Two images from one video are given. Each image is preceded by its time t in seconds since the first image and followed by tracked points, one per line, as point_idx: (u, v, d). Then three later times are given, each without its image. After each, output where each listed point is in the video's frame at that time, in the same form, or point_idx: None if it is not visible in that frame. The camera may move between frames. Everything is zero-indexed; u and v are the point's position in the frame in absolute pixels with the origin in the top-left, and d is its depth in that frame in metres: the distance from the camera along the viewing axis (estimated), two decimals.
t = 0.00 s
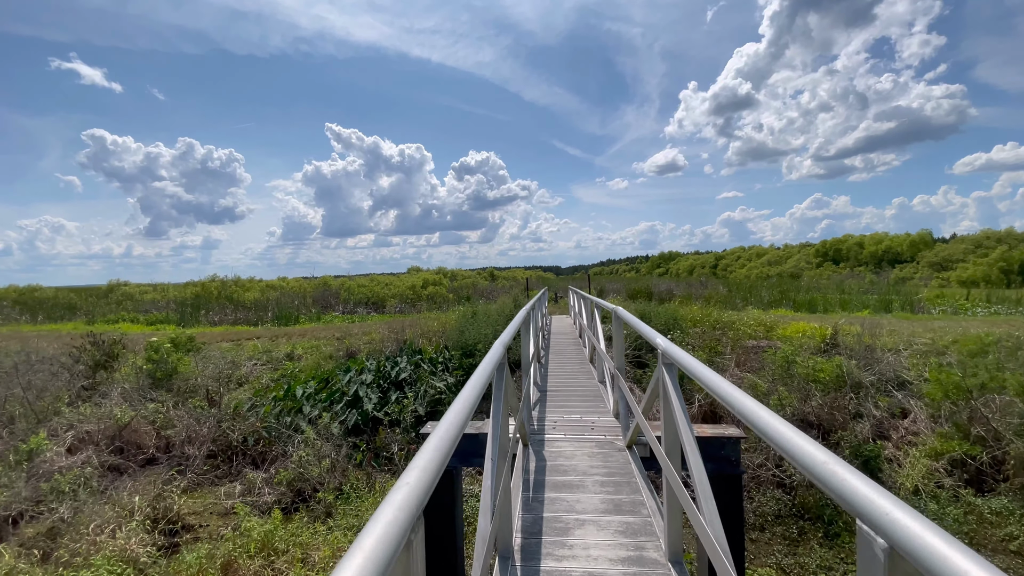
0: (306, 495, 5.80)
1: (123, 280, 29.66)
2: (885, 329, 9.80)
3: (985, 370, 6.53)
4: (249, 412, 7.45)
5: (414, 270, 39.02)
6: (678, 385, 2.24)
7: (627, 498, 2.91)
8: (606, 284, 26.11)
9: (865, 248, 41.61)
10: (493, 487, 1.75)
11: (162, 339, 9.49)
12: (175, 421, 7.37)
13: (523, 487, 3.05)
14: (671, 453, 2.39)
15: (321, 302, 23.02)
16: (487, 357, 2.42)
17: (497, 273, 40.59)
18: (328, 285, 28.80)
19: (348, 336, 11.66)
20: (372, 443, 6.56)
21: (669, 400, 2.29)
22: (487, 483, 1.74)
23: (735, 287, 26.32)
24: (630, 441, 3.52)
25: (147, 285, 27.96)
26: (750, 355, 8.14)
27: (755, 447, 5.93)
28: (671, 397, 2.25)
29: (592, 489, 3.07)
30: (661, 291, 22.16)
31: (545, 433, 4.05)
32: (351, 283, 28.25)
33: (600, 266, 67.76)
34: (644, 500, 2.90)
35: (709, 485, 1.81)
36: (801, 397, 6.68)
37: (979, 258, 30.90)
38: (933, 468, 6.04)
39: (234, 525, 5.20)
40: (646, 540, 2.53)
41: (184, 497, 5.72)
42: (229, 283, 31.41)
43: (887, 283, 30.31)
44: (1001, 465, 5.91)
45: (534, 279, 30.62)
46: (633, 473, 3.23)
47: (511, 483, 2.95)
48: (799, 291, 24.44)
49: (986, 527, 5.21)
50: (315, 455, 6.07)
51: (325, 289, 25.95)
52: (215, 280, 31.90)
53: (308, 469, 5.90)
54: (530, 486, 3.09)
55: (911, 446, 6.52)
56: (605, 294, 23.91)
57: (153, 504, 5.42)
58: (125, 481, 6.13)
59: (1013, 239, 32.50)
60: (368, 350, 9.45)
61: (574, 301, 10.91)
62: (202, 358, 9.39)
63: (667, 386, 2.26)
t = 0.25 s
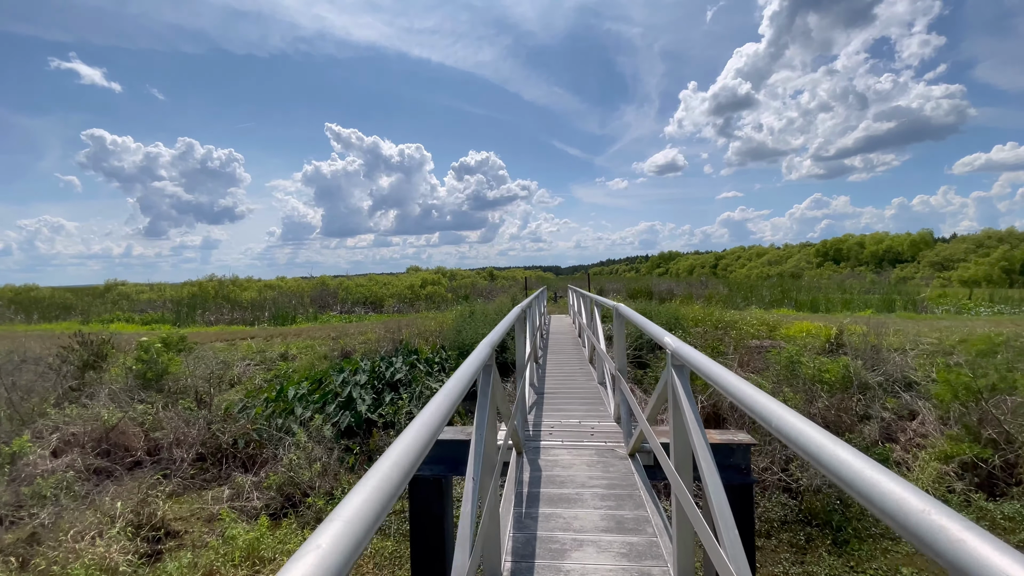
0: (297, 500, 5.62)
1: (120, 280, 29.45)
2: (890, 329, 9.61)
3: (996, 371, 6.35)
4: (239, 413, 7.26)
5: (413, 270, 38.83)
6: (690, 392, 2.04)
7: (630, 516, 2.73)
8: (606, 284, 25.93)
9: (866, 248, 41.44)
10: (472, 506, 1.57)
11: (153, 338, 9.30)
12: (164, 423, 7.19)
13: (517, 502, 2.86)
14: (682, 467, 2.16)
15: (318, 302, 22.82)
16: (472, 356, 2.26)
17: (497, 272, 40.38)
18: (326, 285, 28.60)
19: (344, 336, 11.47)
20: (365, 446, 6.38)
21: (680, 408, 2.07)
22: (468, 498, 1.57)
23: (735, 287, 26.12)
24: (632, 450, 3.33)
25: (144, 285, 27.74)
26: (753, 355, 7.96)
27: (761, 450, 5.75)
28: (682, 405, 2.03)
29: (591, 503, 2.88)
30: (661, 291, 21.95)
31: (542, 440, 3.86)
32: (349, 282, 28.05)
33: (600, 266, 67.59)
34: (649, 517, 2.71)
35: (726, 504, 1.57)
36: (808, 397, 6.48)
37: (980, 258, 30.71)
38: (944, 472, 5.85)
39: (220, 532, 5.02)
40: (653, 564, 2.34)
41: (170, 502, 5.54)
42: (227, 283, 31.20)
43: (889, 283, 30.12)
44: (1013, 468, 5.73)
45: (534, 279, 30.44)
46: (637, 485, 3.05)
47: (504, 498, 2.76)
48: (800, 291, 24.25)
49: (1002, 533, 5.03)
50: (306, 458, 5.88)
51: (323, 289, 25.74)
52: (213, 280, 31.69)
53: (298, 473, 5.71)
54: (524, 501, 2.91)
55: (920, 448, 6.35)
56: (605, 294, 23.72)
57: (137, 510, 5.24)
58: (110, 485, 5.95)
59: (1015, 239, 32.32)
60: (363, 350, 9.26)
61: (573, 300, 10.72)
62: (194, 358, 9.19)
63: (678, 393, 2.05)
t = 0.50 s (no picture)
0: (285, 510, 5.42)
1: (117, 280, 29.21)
2: (896, 331, 9.40)
3: (1007, 375, 6.14)
4: (228, 419, 7.06)
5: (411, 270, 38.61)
6: (704, 425, 1.76)
7: (631, 553, 2.51)
8: (606, 284, 25.72)
9: (866, 248, 41.24)
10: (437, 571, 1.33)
11: (142, 341, 9.10)
12: (152, 428, 7.00)
13: (506, 537, 2.65)
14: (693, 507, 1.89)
15: (315, 302, 22.60)
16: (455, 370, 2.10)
17: (496, 272, 40.16)
18: (324, 285, 28.37)
19: (339, 337, 11.26)
20: (357, 453, 6.18)
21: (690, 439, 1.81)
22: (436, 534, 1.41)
23: (736, 287, 25.91)
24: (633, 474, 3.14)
25: (140, 285, 27.51)
26: (756, 358, 7.76)
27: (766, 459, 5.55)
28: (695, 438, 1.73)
29: (590, 538, 2.67)
30: (661, 291, 21.73)
31: (537, 460, 3.66)
32: (347, 283, 27.83)
33: (600, 266, 67.39)
34: (653, 554, 2.50)
35: (747, 555, 1.25)
36: (815, 402, 6.16)
37: (982, 258, 30.51)
38: (954, 480, 5.63)
39: (203, 545, 4.82)
40: None
41: (154, 513, 5.35)
42: (224, 283, 30.98)
43: (890, 283, 29.91)
44: None
45: (533, 279, 30.23)
46: (639, 516, 2.83)
47: (493, 535, 2.54)
48: (801, 291, 24.03)
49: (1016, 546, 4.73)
50: (294, 466, 5.67)
51: (320, 289, 25.51)
52: (210, 280, 31.46)
53: (287, 482, 5.49)
54: (515, 534, 2.69)
55: (929, 456, 6.13)
56: (605, 294, 23.50)
57: (118, 521, 5.06)
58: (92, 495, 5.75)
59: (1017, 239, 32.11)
60: (357, 353, 9.06)
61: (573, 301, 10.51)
62: (184, 360, 8.99)
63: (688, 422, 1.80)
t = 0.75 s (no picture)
0: (276, 518, 5.24)
1: (114, 280, 29.02)
2: (902, 332, 9.22)
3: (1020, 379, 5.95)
4: (220, 423, 6.87)
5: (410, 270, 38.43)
6: (732, 461, 1.49)
7: None
8: (605, 284, 25.57)
9: (867, 248, 41.08)
10: None
11: (133, 343, 8.91)
12: (140, 433, 6.82)
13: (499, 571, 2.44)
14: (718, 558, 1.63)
15: (314, 303, 22.42)
16: (439, 389, 1.93)
17: (495, 272, 40.00)
18: (322, 285, 28.20)
19: (335, 339, 11.07)
20: (350, 460, 5.99)
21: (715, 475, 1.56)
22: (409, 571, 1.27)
23: (736, 287, 25.75)
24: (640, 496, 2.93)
25: (137, 285, 27.32)
26: (760, 361, 7.59)
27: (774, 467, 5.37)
28: (721, 478, 1.44)
29: (592, 572, 2.46)
30: (662, 291, 21.56)
31: (534, 479, 3.46)
32: (345, 283, 27.64)
33: (600, 266, 67.22)
34: None
35: None
36: (821, 407, 5.97)
37: (984, 258, 30.34)
38: (966, 488, 5.43)
39: (187, 558, 4.62)
40: None
41: (139, 522, 5.16)
42: (222, 284, 30.79)
43: (891, 283, 29.73)
44: None
45: (533, 279, 30.06)
46: (648, 551, 2.59)
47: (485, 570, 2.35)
48: (802, 292, 23.85)
49: None
50: (285, 472, 5.49)
51: (318, 289, 25.33)
52: (208, 280, 31.26)
53: (277, 490, 5.30)
54: (509, 569, 2.48)
55: (939, 462, 5.92)
56: (605, 295, 23.33)
57: (102, 531, 4.87)
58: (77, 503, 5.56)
59: (1018, 239, 31.93)
60: (353, 355, 8.88)
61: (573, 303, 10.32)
62: (176, 363, 8.81)
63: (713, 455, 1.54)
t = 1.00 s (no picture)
0: (267, 525, 5.05)
1: (110, 279, 28.82)
2: (909, 332, 9.02)
3: None
4: (211, 426, 6.65)
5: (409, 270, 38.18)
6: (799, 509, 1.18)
7: None
8: (605, 283, 25.36)
9: (868, 247, 40.88)
10: None
11: (123, 344, 8.68)
12: (128, 436, 6.61)
13: None
14: None
15: (311, 302, 22.18)
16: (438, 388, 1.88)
17: (495, 272, 39.76)
18: (320, 285, 27.96)
19: (331, 339, 10.86)
20: (344, 465, 5.79)
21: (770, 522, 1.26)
22: None
23: (738, 287, 25.53)
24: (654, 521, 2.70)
25: (134, 284, 27.10)
26: (766, 362, 7.39)
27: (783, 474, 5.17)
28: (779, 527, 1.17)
29: None
30: (662, 291, 21.36)
31: (535, 497, 3.28)
32: (343, 282, 27.40)
33: (600, 266, 67.02)
34: None
35: None
36: (830, 410, 5.79)
37: (986, 257, 30.15)
38: (983, 494, 5.20)
39: (172, 569, 4.41)
40: None
41: (123, 531, 4.95)
42: (219, 284, 30.57)
43: (893, 283, 29.51)
44: None
45: (532, 279, 29.86)
46: None
47: None
48: (805, 291, 23.62)
49: None
50: (276, 477, 5.28)
51: (316, 289, 25.13)
52: (205, 280, 31.04)
53: (267, 496, 5.10)
54: None
55: (953, 468, 5.71)
56: (605, 294, 23.10)
57: (82, 540, 4.66)
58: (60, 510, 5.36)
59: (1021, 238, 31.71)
60: (348, 356, 8.67)
61: (573, 302, 10.12)
62: (168, 364, 8.59)
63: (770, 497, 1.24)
